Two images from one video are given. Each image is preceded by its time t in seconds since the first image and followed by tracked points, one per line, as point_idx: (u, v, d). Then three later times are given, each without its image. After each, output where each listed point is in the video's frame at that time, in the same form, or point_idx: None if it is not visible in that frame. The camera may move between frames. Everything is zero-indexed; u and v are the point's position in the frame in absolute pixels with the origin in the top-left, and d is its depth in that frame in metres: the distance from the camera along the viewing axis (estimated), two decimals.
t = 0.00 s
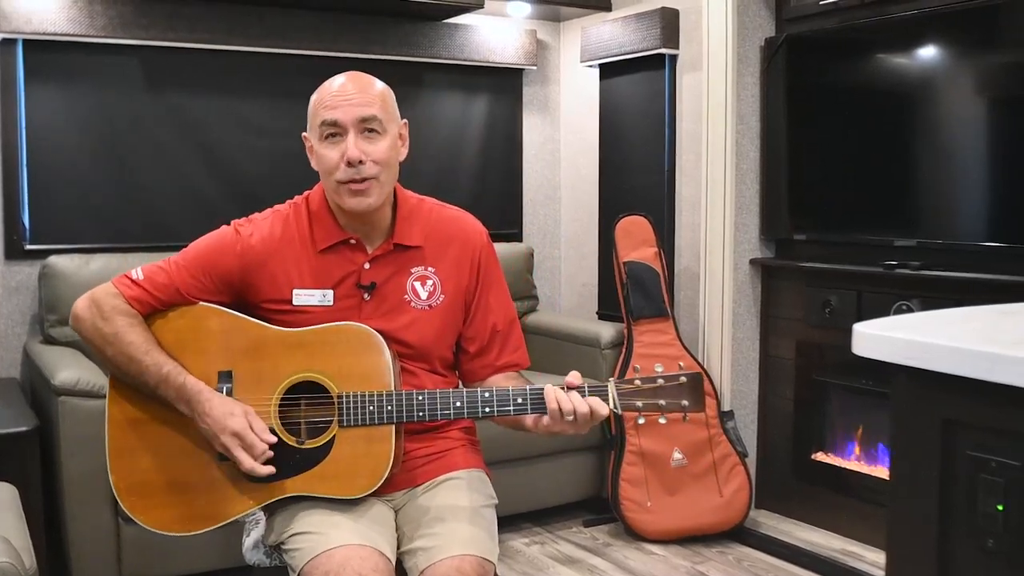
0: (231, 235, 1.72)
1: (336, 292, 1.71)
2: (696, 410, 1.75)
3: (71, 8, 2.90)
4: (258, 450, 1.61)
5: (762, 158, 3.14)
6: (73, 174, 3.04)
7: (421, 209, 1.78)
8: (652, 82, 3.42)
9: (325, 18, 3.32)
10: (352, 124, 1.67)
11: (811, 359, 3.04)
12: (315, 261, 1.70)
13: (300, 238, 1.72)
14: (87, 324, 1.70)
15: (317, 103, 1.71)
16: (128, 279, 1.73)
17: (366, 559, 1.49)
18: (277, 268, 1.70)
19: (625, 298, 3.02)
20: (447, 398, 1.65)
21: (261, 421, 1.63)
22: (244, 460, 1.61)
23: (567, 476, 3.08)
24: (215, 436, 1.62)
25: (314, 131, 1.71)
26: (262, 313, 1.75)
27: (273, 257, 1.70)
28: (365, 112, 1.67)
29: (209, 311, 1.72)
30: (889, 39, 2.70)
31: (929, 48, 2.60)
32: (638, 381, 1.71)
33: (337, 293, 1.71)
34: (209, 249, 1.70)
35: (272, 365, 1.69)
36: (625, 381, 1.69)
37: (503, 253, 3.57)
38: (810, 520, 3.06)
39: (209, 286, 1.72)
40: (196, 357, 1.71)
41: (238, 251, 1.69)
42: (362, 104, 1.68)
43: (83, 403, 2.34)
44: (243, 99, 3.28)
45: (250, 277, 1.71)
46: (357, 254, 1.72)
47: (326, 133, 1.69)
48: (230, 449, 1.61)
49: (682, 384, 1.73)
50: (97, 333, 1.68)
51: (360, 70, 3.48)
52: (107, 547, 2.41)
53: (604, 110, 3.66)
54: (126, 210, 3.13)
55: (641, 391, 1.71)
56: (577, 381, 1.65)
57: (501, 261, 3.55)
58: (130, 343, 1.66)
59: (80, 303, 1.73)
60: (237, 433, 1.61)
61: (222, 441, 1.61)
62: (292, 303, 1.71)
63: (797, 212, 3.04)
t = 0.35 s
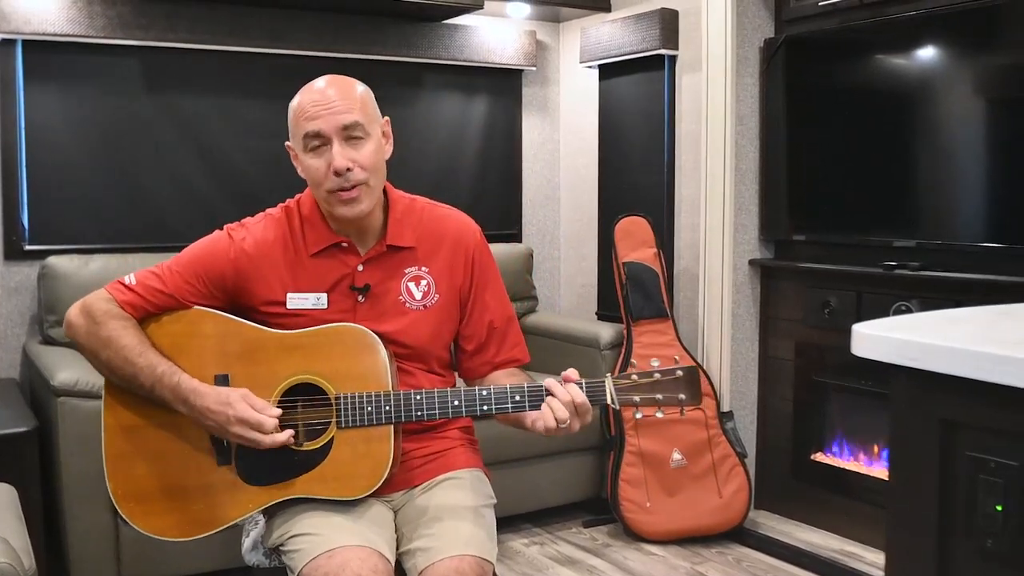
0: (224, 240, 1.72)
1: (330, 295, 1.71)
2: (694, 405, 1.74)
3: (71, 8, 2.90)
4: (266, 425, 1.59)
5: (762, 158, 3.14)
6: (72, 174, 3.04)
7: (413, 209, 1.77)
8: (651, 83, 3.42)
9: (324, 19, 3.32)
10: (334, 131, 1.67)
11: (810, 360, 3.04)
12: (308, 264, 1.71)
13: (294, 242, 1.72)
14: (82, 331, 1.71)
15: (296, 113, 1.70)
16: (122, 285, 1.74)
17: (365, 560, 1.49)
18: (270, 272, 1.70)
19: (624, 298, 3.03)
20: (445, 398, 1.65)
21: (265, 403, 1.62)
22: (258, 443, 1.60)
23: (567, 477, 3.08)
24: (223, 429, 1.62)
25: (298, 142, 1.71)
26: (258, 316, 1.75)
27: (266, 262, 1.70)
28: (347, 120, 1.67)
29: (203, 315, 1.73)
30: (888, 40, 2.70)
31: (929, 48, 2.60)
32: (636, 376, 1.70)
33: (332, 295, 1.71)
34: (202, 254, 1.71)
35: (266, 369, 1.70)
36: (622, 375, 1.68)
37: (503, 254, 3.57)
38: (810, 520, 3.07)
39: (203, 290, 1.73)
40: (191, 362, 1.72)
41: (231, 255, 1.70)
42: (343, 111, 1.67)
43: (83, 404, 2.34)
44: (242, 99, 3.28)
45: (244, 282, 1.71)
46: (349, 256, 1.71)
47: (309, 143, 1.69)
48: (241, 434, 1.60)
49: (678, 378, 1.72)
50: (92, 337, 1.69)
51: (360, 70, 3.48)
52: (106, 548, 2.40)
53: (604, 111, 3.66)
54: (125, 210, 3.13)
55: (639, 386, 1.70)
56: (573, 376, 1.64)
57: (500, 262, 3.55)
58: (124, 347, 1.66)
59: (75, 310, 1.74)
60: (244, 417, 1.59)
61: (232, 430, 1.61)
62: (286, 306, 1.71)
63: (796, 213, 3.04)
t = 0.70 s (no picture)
0: (215, 245, 1.72)
1: (323, 298, 1.71)
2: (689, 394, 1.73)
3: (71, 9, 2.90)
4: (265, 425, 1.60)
5: (762, 159, 3.14)
6: (72, 174, 3.04)
7: (404, 209, 1.77)
8: (651, 83, 3.42)
9: (324, 19, 3.33)
10: (320, 133, 1.67)
11: (810, 361, 3.04)
12: (301, 267, 1.71)
13: (285, 245, 1.72)
14: (74, 339, 1.70)
15: (282, 117, 1.71)
16: (112, 292, 1.73)
17: (365, 559, 1.49)
18: (262, 276, 1.70)
19: (624, 299, 3.03)
20: (439, 396, 1.65)
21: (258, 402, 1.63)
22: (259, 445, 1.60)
23: (566, 478, 3.08)
24: (221, 436, 1.61)
25: (284, 145, 1.71)
26: (251, 321, 1.75)
27: (258, 266, 1.70)
28: (333, 121, 1.68)
29: (195, 320, 1.73)
30: (888, 41, 2.70)
31: (929, 49, 2.60)
32: (628, 366, 1.70)
33: (324, 299, 1.71)
34: (193, 259, 1.70)
35: (260, 372, 1.69)
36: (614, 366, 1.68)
37: (503, 255, 3.58)
38: (809, 521, 3.07)
39: (196, 297, 1.73)
40: (185, 367, 1.71)
41: (222, 261, 1.70)
42: (330, 112, 1.68)
43: (83, 404, 2.33)
44: (242, 100, 3.28)
45: (236, 286, 1.72)
46: (341, 258, 1.72)
47: (296, 146, 1.69)
48: (241, 439, 1.60)
49: (672, 368, 1.72)
50: (85, 347, 1.68)
51: (360, 71, 3.48)
52: (106, 549, 2.40)
53: (603, 112, 3.66)
54: (125, 211, 3.13)
55: (632, 376, 1.70)
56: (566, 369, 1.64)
57: (500, 263, 3.56)
58: (117, 356, 1.66)
59: (65, 319, 1.74)
60: (241, 420, 1.59)
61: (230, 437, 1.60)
62: (279, 309, 1.72)
63: (796, 214, 3.04)
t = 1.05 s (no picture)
0: (208, 249, 1.73)
1: (317, 300, 1.72)
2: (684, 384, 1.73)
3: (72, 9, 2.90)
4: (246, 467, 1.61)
5: (763, 160, 3.14)
6: (73, 175, 3.04)
7: (396, 209, 1.78)
8: (652, 84, 3.42)
9: (325, 20, 3.33)
10: (310, 136, 1.68)
11: (810, 361, 3.04)
12: (294, 269, 1.71)
13: (278, 247, 1.72)
14: (70, 348, 1.71)
15: (272, 122, 1.72)
16: (107, 299, 1.73)
17: (367, 559, 1.49)
18: (256, 277, 1.71)
19: (625, 299, 3.03)
20: (435, 393, 1.65)
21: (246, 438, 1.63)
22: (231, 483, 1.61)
23: (566, 478, 3.08)
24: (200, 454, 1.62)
25: (275, 149, 1.72)
26: (246, 324, 1.75)
27: (251, 268, 1.71)
28: (322, 123, 1.68)
29: (190, 325, 1.72)
30: (888, 42, 2.70)
31: (929, 50, 2.60)
32: (623, 359, 1.69)
33: (318, 300, 1.72)
34: (187, 264, 1.71)
35: (256, 375, 1.69)
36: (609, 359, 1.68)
37: (503, 255, 3.58)
38: (809, 522, 3.07)
39: (189, 301, 1.73)
40: (181, 372, 1.71)
41: (215, 264, 1.71)
42: (319, 115, 1.68)
43: (83, 405, 2.33)
44: (243, 101, 3.28)
45: (230, 289, 1.72)
46: (334, 259, 1.72)
47: (287, 150, 1.70)
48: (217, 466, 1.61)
49: (667, 359, 1.72)
50: (82, 355, 1.69)
51: (361, 72, 3.48)
52: (106, 550, 2.40)
53: (604, 113, 3.66)
54: (126, 211, 3.13)
55: (627, 369, 1.69)
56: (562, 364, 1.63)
57: (501, 263, 3.56)
58: (113, 364, 1.66)
59: (61, 327, 1.74)
60: (224, 448, 1.60)
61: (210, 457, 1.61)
62: (273, 311, 1.72)
63: (796, 215, 3.04)
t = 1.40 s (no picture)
0: (203, 251, 1.73)
1: (312, 300, 1.72)
2: (681, 383, 1.74)
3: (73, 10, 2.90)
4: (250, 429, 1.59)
5: (764, 161, 3.14)
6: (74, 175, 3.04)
7: (391, 209, 1.78)
8: (653, 85, 3.42)
9: (326, 21, 3.33)
10: (305, 130, 1.68)
11: (811, 362, 3.04)
12: (289, 269, 1.71)
13: (273, 248, 1.73)
14: (67, 349, 1.72)
15: (266, 117, 1.72)
16: (104, 301, 1.74)
17: (365, 560, 1.49)
18: (251, 278, 1.71)
19: (626, 301, 3.02)
20: (431, 393, 1.65)
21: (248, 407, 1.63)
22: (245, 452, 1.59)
23: (567, 479, 3.08)
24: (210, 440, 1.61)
25: (269, 145, 1.72)
26: (242, 325, 1.75)
27: (246, 269, 1.71)
28: (317, 116, 1.69)
29: (185, 326, 1.73)
30: (888, 43, 2.70)
31: (930, 51, 2.60)
32: (619, 358, 1.70)
33: (314, 300, 1.71)
34: (182, 266, 1.72)
35: (251, 376, 1.69)
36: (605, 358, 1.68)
37: (504, 256, 3.58)
38: (810, 523, 3.07)
39: (185, 302, 1.74)
40: (177, 373, 1.71)
41: (209, 266, 1.71)
42: (314, 109, 1.69)
43: (84, 405, 2.33)
44: (244, 101, 3.29)
45: (225, 290, 1.72)
46: (329, 259, 1.72)
47: (282, 144, 1.70)
48: (228, 445, 1.59)
49: (664, 359, 1.72)
50: (78, 357, 1.70)
51: (362, 72, 3.48)
52: (107, 550, 2.40)
53: (605, 113, 3.66)
54: (127, 212, 3.13)
55: (623, 368, 1.70)
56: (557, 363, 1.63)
57: (502, 264, 3.56)
58: (108, 363, 1.67)
59: (59, 329, 1.75)
60: (226, 427, 1.59)
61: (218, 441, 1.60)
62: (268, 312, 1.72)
63: (796, 215, 3.04)
